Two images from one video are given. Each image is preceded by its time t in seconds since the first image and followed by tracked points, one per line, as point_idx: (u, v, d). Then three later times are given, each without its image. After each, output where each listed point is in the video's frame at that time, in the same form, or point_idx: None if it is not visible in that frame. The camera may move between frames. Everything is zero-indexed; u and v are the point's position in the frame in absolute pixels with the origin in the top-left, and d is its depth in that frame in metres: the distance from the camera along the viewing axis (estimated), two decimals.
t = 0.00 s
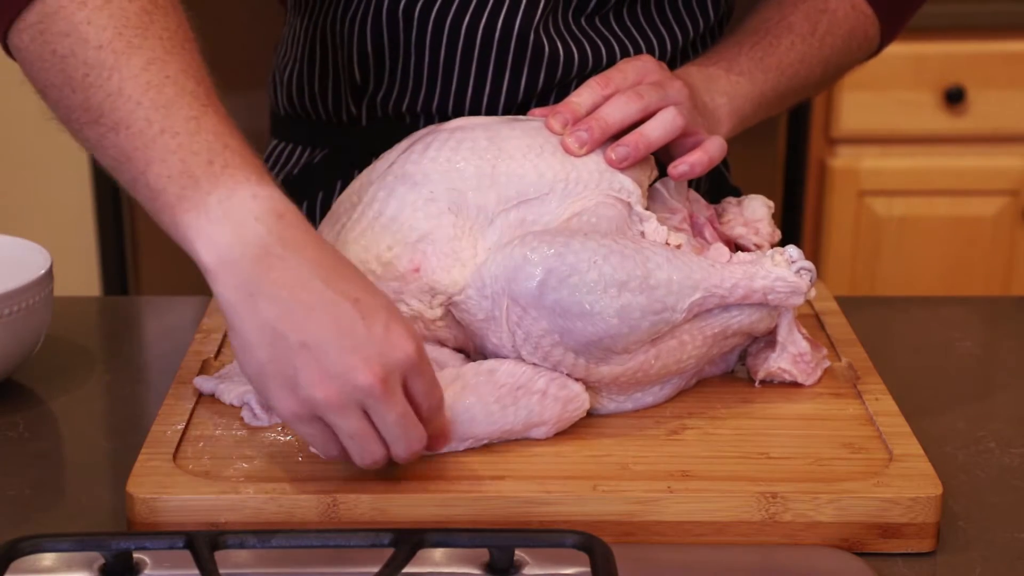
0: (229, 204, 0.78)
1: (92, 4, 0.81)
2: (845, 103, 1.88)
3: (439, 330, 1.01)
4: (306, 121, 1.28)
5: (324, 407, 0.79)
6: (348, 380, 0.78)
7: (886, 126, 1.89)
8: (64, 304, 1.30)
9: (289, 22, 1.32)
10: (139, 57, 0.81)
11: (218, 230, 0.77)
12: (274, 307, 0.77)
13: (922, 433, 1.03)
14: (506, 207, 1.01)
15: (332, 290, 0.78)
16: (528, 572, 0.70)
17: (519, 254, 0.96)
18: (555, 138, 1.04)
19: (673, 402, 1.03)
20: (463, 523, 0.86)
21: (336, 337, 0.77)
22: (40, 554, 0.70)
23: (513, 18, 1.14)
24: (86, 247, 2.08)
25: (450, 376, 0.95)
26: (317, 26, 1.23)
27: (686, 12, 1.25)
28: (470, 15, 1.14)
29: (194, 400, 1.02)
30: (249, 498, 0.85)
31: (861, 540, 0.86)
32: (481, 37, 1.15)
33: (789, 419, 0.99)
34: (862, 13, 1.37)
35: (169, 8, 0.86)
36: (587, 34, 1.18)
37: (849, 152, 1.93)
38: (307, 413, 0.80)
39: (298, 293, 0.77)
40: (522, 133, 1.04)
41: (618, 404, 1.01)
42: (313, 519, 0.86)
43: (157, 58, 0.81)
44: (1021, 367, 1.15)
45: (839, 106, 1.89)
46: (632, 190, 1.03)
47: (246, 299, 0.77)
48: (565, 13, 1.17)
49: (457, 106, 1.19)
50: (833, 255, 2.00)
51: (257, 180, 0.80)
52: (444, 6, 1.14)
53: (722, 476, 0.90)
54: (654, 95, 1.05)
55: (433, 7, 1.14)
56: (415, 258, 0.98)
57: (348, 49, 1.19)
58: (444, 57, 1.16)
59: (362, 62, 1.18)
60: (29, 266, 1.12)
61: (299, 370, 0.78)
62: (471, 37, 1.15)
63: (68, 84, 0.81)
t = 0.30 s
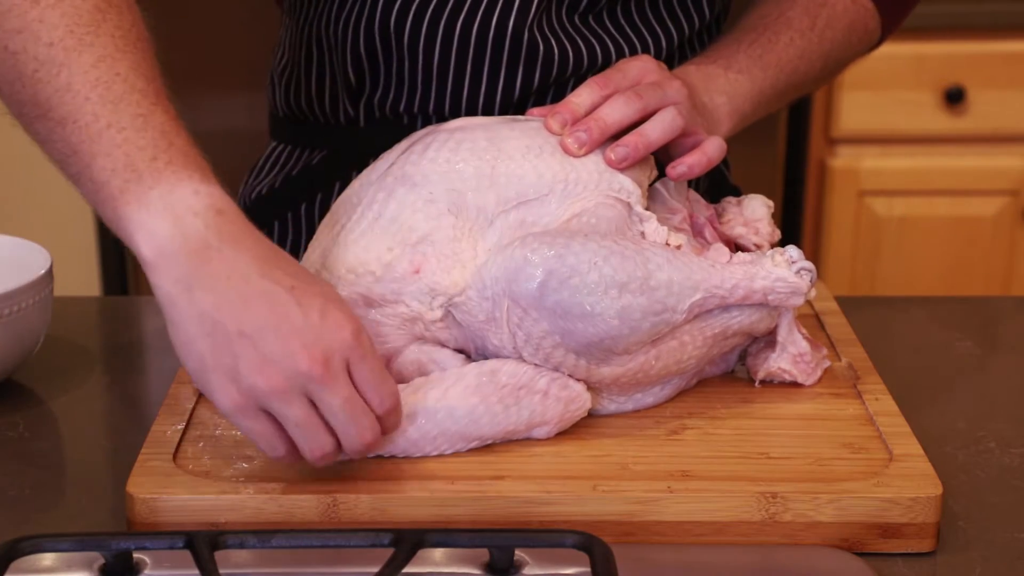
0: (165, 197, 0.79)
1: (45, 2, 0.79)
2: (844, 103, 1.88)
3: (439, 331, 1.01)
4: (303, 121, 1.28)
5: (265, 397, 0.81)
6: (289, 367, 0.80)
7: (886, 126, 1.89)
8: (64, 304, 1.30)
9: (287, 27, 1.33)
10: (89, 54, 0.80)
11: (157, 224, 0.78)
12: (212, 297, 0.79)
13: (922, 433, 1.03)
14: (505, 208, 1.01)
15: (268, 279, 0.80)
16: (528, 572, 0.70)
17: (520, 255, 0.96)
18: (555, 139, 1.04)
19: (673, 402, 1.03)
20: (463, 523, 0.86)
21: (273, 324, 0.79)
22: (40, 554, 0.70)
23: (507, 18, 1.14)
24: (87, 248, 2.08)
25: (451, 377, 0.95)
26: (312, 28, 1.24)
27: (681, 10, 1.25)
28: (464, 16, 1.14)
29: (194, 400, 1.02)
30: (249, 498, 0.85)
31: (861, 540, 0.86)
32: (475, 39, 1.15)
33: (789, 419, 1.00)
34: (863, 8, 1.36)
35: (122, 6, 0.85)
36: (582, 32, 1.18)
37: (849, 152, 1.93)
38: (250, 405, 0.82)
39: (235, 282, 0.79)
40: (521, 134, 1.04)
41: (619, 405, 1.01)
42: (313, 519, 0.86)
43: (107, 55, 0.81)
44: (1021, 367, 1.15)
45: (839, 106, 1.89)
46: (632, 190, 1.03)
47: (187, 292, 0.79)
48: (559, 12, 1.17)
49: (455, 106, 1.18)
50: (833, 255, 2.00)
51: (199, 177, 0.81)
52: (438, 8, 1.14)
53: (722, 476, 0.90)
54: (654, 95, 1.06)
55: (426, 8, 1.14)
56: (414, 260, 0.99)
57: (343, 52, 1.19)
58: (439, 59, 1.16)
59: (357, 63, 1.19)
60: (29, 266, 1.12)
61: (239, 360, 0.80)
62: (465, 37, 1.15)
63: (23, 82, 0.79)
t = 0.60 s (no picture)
0: (161, 180, 0.85)
1: (35, 6, 0.86)
2: (845, 103, 1.88)
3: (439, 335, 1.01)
4: (300, 121, 1.28)
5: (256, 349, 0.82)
6: (279, 315, 0.82)
7: (886, 126, 1.89)
8: (64, 304, 1.30)
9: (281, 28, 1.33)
10: (80, 52, 0.87)
11: (154, 205, 0.85)
12: (206, 260, 0.83)
13: (922, 433, 1.03)
14: (504, 211, 1.00)
15: (259, 246, 0.85)
16: (528, 572, 0.70)
17: (521, 259, 0.96)
18: (554, 141, 1.04)
19: (673, 402, 1.03)
20: (463, 523, 0.86)
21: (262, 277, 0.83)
22: (39, 554, 0.70)
23: (500, 13, 1.14)
24: (86, 252, 2.08)
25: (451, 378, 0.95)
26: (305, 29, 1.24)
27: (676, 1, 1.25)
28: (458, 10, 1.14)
29: (194, 400, 1.02)
30: (249, 498, 0.85)
31: (861, 540, 0.86)
32: (469, 35, 1.15)
33: (789, 420, 0.99)
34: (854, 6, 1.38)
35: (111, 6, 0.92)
36: (575, 24, 1.18)
37: (849, 152, 1.93)
38: (244, 363, 0.83)
39: (227, 248, 0.84)
40: (520, 136, 1.04)
41: (619, 406, 1.01)
42: (313, 519, 0.86)
43: (98, 52, 0.87)
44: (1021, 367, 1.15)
45: (839, 106, 1.89)
46: (632, 192, 1.03)
47: (182, 260, 0.83)
48: (552, 5, 1.17)
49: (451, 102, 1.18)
50: (833, 255, 2.00)
51: (193, 163, 0.87)
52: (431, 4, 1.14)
53: (722, 476, 0.90)
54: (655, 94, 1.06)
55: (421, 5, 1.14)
56: (413, 263, 0.99)
57: (337, 50, 1.19)
58: (433, 55, 1.16)
59: (352, 62, 1.19)
60: (29, 266, 1.12)
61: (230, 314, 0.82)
62: (460, 34, 1.15)
63: (23, 81, 0.87)
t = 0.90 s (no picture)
0: (209, 62, 0.98)
1: None
2: (844, 102, 1.88)
3: (438, 336, 1.00)
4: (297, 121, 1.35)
5: (337, 164, 0.90)
6: (349, 129, 0.90)
7: (887, 126, 1.89)
8: (64, 304, 1.30)
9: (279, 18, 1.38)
10: None
11: (207, 81, 0.97)
12: (277, 100, 0.94)
13: (923, 433, 1.03)
14: (502, 212, 1.00)
15: (313, 76, 0.96)
16: (528, 572, 0.70)
17: (521, 260, 0.96)
18: (552, 142, 1.04)
19: (673, 402, 1.03)
20: (464, 523, 0.86)
21: (334, 102, 0.91)
22: (40, 554, 0.70)
23: None
24: (87, 252, 2.08)
25: (451, 377, 0.95)
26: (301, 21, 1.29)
27: None
28: None
29: (194, 400, 1.02)
30: (250, 498, 0.85)
31: (861, 540, 0.86)
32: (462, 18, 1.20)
33: (789, 420, 1.00)
34: None
35: None
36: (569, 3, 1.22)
37: (849, 152, 1.93)
38: (325, 157, 0.91)
39: (276, 91, 0.95)
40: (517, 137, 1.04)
41: (620, 406, 1.01)
42: (313, 519, 0.86)
43: None
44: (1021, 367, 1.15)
45: (839, 105, 1.89)
46: (630, 191, 1.03)
47: (244, 117, 0.94)
48: None
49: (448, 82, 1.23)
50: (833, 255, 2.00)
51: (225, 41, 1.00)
52: None
53: (722, 476, 0.90)
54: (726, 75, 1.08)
55: (417, 2, 1.19)
56: (411, 265, 0.98)
57: (333, 40, 1.24)
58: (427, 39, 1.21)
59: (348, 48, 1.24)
60: (29, 266, 1.12)
61: (307, 133, 0.91)
62: (452, 33, 1.21)
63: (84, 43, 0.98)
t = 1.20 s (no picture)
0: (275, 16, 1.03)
1: None
2: (844, 102, 1.88)
3: (438, 336, 1.00)
4: (290, 112, 1.38)
5: (402, 56, 0.96)
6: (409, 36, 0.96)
7: (887, 126, 1.89)
8: (64, 303, 1.30)
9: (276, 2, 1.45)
10: None
11: (275, 31, 1.02)
12: (346, 34, 1.00)
13: (923, 433, 1.03)
14: (502, 211, 1.00)
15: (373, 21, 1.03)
16: (528, 572, 0.70)
17: (521, 260, 0.96)
18: (550, 142, 1.04)
19: (673, 402, 1.03)
20: (463, 523, 0.86)
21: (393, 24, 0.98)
22: (40, 554, 0.70)
23: None
24: (85, 250, 2.09)
25: (451, 378, 0.95)
26: None
27: None
28: None
29: (194, 400, 1.02)
30: (249, 498, 0.85)
31: (861, 540, 0.86)
32: None
33: (789, 420, 1.00)
34: None
35: None
36: None
37: (848, 152, 1.93)
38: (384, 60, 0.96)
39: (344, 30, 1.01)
40: (516, 137, 1.04)
41: (620, 407, 1.01)
42: (313, 519, 0.86)
43: None
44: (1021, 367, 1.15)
45: (839, 105, 1.89)
46: (630, 190, 1.03)
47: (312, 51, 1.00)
48: None
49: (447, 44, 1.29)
50: (834, 254, 2.00)
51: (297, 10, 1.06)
52: None
53: (722, 476, 0.90)
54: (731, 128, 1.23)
55: None
56: (412, 265, 0.98)
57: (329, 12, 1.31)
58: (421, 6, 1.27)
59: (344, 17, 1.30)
60: (30, 266, 1.12)
61: (372, 42, 0.97)
62: None
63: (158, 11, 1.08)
